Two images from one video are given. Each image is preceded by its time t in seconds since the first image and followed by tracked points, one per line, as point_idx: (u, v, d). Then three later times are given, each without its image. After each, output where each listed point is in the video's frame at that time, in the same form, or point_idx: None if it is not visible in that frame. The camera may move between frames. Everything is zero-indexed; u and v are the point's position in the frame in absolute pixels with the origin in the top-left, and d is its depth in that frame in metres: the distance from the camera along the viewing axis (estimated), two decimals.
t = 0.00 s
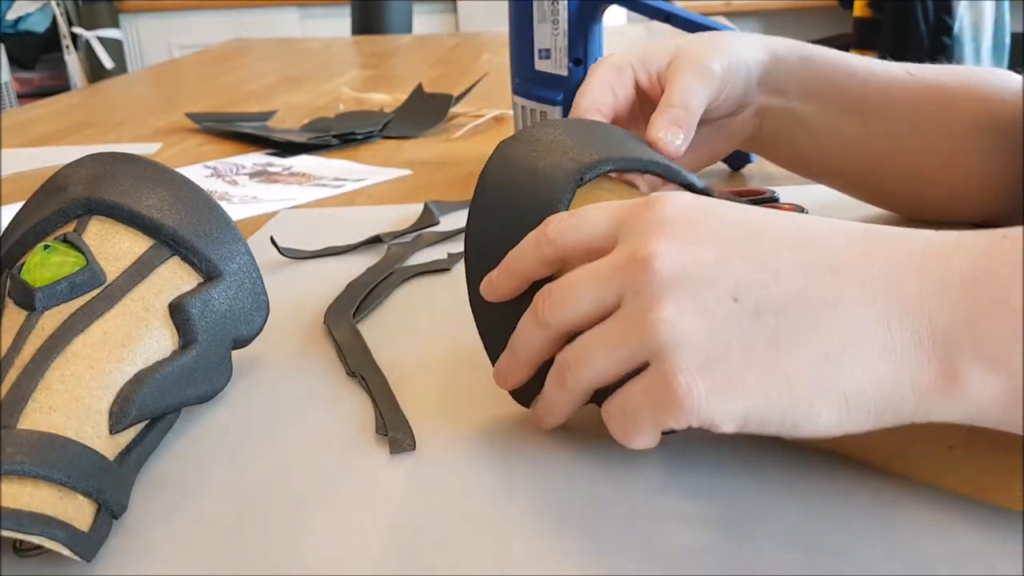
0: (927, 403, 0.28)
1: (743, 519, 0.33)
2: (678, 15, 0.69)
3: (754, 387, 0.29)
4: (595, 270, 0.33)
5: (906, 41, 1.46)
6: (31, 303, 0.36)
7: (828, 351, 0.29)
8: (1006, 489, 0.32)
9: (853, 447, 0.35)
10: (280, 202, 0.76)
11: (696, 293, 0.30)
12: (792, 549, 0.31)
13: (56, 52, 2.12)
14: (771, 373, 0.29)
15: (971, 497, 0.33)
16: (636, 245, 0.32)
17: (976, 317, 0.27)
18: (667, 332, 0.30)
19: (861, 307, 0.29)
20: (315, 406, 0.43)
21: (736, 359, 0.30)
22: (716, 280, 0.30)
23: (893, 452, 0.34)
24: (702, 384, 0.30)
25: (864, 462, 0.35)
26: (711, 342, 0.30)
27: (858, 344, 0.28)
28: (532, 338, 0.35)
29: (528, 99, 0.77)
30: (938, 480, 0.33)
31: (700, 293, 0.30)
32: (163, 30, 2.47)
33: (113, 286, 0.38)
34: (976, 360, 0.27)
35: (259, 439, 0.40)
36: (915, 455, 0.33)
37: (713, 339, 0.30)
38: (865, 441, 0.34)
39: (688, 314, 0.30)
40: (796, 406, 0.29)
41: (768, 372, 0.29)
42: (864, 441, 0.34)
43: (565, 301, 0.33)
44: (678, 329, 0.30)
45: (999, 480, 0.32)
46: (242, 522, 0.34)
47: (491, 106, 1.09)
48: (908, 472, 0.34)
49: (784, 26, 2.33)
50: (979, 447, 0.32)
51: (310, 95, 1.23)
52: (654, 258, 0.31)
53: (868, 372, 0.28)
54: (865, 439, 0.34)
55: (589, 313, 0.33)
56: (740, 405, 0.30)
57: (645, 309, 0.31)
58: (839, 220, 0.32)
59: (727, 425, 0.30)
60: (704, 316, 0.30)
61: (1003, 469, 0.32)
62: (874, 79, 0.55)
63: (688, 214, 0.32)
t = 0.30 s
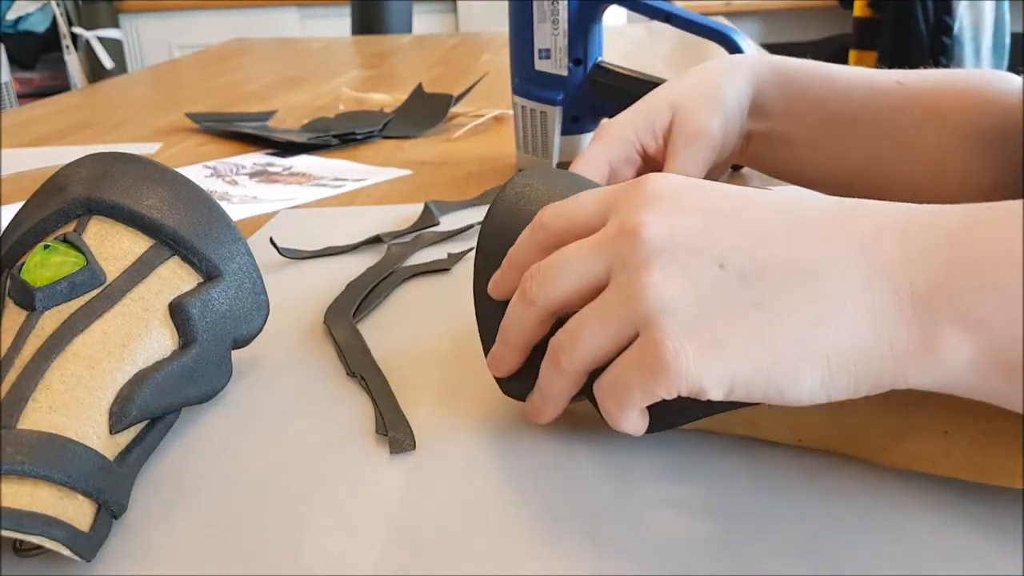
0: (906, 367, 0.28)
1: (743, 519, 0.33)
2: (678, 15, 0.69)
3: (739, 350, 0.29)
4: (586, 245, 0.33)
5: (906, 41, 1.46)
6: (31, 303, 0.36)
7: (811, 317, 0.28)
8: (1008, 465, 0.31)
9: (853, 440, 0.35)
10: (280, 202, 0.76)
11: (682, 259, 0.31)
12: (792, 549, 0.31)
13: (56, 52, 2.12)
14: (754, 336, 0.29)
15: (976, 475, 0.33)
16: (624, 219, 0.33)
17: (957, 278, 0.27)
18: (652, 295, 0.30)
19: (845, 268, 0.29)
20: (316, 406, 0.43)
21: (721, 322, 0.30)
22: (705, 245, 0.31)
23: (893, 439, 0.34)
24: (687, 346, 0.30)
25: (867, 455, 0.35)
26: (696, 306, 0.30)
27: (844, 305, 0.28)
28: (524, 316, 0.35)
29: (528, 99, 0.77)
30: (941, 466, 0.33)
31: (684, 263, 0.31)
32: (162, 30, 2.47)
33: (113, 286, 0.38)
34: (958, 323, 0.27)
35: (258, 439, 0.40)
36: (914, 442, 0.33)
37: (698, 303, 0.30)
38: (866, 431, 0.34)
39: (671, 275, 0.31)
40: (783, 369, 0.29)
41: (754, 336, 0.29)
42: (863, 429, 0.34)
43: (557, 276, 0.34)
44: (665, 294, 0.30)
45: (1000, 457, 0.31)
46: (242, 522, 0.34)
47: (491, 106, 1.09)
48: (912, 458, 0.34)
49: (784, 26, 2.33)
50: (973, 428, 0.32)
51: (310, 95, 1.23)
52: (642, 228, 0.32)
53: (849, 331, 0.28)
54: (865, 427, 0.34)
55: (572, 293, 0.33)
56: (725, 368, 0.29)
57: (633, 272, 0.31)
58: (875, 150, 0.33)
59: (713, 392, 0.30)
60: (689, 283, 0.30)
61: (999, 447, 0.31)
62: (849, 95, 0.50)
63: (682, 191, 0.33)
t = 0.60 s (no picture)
0: (856, 291, 0.24)
1: (743, 520, 0.33)
2: (678, 15, 0.69)
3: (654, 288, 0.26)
4: (531, 215, 0.29)
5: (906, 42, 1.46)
6: (32, 303, 0.36)
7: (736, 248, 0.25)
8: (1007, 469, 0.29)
9: (852, 439, 0.34)
10: (280, 202, 0.76)
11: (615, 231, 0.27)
12: (791, 549, 0.31)
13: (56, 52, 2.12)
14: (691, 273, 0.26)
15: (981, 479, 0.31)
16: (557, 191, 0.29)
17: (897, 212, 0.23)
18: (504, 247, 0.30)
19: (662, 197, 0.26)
20: (316, 406, 0.43)
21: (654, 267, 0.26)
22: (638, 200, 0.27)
23: (894, 440, 0.33)
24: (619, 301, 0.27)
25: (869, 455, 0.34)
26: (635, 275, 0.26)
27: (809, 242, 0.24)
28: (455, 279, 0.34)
29: (528, 99, 0.77)
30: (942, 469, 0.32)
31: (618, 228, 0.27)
32: (162, 30, 2.47)
33: (113, 286, 0.38)
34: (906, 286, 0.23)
35: (258, 439, 0.40)
36: (912, 442, 0.32)
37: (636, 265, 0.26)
38: (865, 430, 0.33)
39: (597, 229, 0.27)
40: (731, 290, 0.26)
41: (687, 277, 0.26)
42: (860, 427, 0.34)
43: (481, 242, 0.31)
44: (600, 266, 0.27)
45: (997, 460, 0.29)
46: (242, 522, 0.34)
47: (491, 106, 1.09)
48: (913, 459, 0.33)
49: (784, 26, 2.33)
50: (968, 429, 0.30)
51: (310, 95, 1.23)
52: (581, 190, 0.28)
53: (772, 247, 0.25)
54: (860, 423, 0.34)
55: (473, 256, 0.31)
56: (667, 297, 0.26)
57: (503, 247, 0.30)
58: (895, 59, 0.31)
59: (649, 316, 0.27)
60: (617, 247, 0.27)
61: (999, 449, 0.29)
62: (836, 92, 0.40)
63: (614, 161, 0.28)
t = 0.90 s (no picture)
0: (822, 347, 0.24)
1: (744, 520, 0.33)
2: (679, 15, 0.69)
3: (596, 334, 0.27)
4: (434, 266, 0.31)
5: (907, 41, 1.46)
6: (30, 303, 0.36)
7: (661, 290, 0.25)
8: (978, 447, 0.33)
9: (835, 426, 0.36)
10: (279, 202, 0.76)
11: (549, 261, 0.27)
12: (792, 549, 0.31)
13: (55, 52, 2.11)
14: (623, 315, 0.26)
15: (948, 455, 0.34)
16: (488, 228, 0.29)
17: (829, 231, 0.23)
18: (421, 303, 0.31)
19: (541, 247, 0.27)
20: (316, 407, 0.42)
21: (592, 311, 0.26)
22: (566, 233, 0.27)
23: (875, 424, 0.35)
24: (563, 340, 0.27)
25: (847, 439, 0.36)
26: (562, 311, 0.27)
27: (741, 275, 0.24)
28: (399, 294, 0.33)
29: (528, 100, 0.77)
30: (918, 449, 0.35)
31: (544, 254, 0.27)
32: (162, 29, 2.47)
33: (112, 286, 0.37)
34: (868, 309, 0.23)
35: (258, 439, 0.40)
36: (895, 427, 0.34)
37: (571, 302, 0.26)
38: (848, 417, 0.35)
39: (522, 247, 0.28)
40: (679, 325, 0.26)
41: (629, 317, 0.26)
42: (846, 414, 0.35)
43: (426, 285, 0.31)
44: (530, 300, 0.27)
45: (972, 441, 0.33)
46: (241, 522, 0.34)
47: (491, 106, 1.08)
48: (890, 442, 0.35)
49: (784, 25, 2.33)
50: (946, 416, 0.33)
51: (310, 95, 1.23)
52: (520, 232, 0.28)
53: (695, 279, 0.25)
54: (846, 413, 0.35)
55: (414, 317, 0.31)
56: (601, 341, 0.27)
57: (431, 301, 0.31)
58: (908, 64, 0.29)
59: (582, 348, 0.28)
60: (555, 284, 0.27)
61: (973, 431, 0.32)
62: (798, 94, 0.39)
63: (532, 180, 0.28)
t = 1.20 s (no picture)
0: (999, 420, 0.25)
1: (743, 520, 0.33)
2: (679, 15, 0.69)
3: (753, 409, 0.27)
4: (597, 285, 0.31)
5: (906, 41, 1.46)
6: (30, 303, 0.36)
7: (850, 368, 0.26)
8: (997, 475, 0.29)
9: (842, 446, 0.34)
10: (279, 202, 0.76)
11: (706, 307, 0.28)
12: (791, 550, 0.31)
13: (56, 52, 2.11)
14: (780, 391, 0.27)
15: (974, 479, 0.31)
16: (650, 244, 0.30)
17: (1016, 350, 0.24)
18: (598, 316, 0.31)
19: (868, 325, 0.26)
20: (316, 407, 0.43)
21: (745, 376, 0.27)
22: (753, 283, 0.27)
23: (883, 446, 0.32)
24: (707, 396, 0.28)
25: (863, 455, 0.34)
26: (720, 358, 0.27)
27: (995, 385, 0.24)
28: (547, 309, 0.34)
29: (528, 100, 0.77)
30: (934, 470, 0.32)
31: (721, 297, 0.28)
32: (162, 29, 2.47)
33: (112, 286, 0.37)
34: (999, 406, 0.24)
35: (258, 439, 0.40)
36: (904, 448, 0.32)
37: (727, 353, 0.27)
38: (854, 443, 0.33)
39: (697, 272, 0.28)
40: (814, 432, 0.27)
41: (780, 392, 0.27)
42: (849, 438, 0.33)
43: (601, 297, 0.31)
44: (687, 338, 0.28)
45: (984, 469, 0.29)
46: (243, 522, 0.34)
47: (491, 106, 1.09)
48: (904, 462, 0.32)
49: (784, 24, 2.33)
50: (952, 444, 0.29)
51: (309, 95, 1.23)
52: (668, 261, 0.29)
53: (885, 348, 0.26)
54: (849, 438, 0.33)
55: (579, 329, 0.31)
56: (740, 425, 0.28)
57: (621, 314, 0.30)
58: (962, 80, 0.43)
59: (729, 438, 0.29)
60: (708, 328, 0.28)
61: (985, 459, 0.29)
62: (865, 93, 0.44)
63: (715, 216, 0.30)
